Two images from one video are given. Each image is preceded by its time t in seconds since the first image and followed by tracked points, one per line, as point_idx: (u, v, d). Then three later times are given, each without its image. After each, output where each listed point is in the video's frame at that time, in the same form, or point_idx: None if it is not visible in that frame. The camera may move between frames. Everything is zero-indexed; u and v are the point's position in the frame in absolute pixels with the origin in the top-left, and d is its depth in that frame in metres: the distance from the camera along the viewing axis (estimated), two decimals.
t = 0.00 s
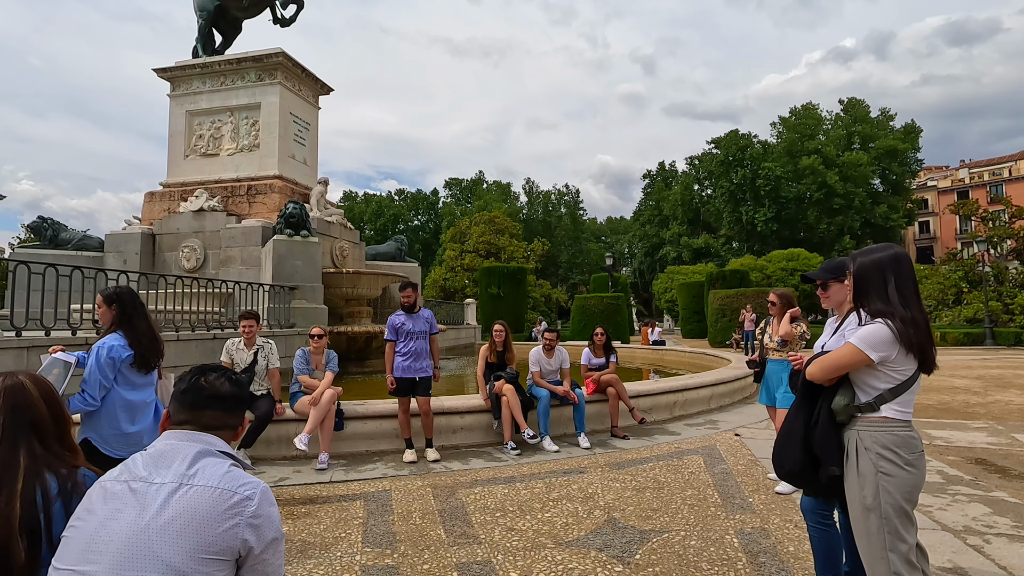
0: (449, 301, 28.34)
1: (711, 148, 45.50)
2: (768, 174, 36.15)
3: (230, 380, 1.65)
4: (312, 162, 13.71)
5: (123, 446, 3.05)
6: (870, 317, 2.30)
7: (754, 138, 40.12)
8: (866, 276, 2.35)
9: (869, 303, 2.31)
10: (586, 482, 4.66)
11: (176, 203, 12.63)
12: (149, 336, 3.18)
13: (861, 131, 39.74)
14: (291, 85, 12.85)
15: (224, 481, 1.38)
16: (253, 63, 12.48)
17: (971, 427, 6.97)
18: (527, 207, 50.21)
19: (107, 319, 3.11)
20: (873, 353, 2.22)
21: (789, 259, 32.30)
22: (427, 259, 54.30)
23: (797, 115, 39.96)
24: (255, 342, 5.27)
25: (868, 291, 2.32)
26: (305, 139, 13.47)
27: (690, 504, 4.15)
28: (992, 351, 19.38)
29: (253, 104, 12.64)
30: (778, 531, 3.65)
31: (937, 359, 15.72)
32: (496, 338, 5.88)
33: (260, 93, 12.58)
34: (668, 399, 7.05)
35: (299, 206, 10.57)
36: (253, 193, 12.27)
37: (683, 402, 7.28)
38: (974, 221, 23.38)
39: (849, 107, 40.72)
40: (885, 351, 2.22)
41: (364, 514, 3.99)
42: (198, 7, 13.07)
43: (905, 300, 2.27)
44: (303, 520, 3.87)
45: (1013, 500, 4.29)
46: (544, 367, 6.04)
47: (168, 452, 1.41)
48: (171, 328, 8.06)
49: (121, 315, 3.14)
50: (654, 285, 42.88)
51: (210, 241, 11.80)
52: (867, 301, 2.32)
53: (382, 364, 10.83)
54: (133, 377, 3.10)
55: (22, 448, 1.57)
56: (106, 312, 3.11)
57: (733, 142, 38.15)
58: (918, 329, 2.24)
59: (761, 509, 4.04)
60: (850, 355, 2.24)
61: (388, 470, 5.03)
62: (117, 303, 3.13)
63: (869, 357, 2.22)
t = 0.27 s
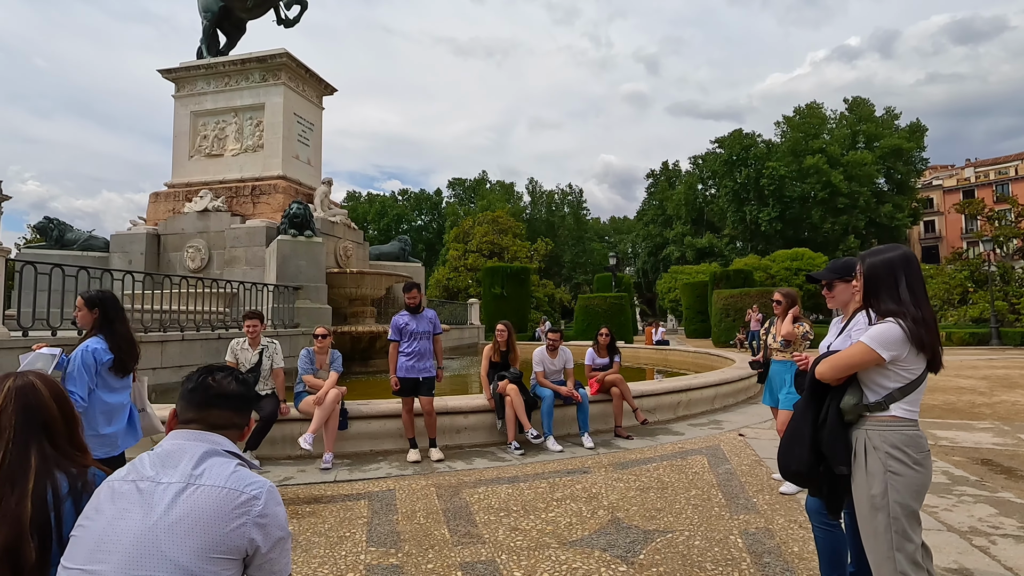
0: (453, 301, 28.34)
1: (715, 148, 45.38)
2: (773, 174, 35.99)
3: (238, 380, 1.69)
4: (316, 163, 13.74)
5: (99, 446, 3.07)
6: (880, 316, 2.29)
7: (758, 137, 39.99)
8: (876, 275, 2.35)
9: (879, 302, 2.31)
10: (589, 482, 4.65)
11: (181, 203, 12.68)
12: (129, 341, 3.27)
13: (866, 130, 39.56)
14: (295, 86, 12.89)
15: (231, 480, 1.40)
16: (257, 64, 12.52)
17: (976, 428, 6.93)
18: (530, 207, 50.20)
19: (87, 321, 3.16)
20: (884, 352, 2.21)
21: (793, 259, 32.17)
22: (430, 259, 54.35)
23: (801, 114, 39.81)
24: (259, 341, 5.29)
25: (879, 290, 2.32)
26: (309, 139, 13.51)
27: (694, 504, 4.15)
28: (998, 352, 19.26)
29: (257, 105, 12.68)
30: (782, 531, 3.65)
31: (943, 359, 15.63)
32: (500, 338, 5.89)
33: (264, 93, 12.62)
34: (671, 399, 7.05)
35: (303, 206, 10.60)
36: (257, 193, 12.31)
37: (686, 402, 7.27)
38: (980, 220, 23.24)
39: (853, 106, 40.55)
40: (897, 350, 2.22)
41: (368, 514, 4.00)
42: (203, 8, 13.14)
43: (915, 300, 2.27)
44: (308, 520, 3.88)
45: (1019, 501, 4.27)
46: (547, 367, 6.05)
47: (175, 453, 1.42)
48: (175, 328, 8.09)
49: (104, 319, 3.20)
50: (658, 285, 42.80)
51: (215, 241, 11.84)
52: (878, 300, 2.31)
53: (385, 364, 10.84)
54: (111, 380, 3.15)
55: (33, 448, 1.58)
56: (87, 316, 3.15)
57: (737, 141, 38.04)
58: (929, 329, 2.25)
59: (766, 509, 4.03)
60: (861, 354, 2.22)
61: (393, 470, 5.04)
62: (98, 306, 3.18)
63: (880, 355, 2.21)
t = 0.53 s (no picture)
0: (456, 301, 28.36)
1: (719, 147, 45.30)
2: (777, 173, 35.84)
3: (223, 373, 1.64)
4: (319, 163, 13.77)
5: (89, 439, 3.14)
6: (888, 317, 2.29)
7: (762, 137, 39.89)
8: (885, 275, 2.34)
9: (887, 302, 2.30)
10: (593, 482, 4.65)
11: (185, 203, 12.72)
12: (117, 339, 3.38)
13: (870, 129, 39.42)
14: (299, 86, 12.92)
15: (224, 488, 1.38)
16: (260, 64, 12.55)
17: (982, 428, 6.91)
18: (533, 207, 50.21)
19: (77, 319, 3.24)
20: (894, 352, 2.20)
21: (797, 258, 32.09)
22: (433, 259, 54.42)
23: (805, 114, 39.70)
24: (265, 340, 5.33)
25: (888, 290, 2.31)
26: (312, 139, 13.54)
27: (698, 505, 4.14)
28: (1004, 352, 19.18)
29: (261, 105, 12.71)
30: (787, 531, 3.64)
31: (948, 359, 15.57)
32: (503, 338, 5.89)
33: (267, 94, 12.66)
34: (675, 399, 7.04)
35: (307, 207, 10.63)
36: (261, 194, 12.35)
37: (690, 402, 7.26)
38: (985, 220, 23.12)
39: (858, 105, 40.42)
40: (906, 350, 2.21)
41: (372, 513, 4.01)
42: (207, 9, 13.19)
43: (925, 301, 2.27)
44: (312, 519, 3.90)
45: None
46: (551, 367, 6.05)
47: (162, 457, 1.40)
48: (180, 328, 8.12)
49: (94, 316, 3.32)
50: (661, 284, 42.75)
51: (219, 241, 11.88)
52: (887, 301, 2.31)
53: (389, 363, 10.86)
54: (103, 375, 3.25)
55: (43, 449, 1.59)
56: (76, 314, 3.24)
57: (740, 141, 37.93)
58: (937, 329, 2.26)
59: (770, 510, 4.02)
60: (870, 353, 2.21)
61: (397, 469, 5.05)
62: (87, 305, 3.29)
63: (890, 356, 2.20)
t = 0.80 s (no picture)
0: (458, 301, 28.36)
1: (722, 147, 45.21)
2: (780, 173, 35.70)
3: (201, 368, 1.58)
4: (322, 163, 13.79)
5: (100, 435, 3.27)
6: (891, 315, 2.28)
7: (765, 136, 39.78)
8: (888, 275, 2.34)
9: (894, 300, 2.29)
10: (596, 482, 4.65)
11: (189, 203, 12.76)
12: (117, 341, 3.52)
13: (874, 129, 39.30)
14: (302, 87, 12.95)
15: (210, 496, 1.34)
16: (264, 65, 12.57)
17: (986, 428, 6.89)
18: (535, 207, 50.22)
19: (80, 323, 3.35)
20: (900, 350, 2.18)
21: (801, 258, 31.98)
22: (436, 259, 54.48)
23: (808, 113, 39.59)
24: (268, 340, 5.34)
25: (890, 291, 2.31)
26: (315, 140, 13.56)
27: (701, 504, 4.14)
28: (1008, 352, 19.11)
29: (265, 106, 12.75)
30: (790, 531, 3.63)
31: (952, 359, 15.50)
32: (506, 338, 5.89)
33: (271, 95, 12.69)
34: (678, 399, 7.03)
35: (310, 206, 10.66)
36: (264, 194, 12.37)
37: (693, 402, 7.25)
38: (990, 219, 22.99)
39: (861, 105, 40.27)
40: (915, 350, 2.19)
41: (376, 512, 4.02)
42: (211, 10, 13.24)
43: (928, 300, 2.26)
44: (316, 518, 3.91)
45: None
46: (553, 367, 6.05)
47: (143, 464, 1.37)
48: (183, 328, 8.15)
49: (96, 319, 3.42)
50: (664, 284, 42.67)
51: (222, 241, 11.92)
52: (891, 300, 2.30)
53: (392, 363, 10.87)
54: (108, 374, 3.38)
55: (49, 448, 1.60)
56: (78, 318, 3.33)
57: (743, 140, 37.84)
58: (942, 328, 2.23)
59: (773, 510, 4.01)
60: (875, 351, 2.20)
61: (400, 469, 5.06)
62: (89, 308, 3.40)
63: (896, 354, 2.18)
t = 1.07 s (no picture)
0: (461, 301, 28.36)
1: (725, 147, 45.14)
2: (783, 172, 35.62)
3: (183, 368, 1.56)
4: (325, 163, 13.81)
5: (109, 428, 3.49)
6: (897, 315, 2.28)
7: (768, 136, 39.71)
8: (894, 275, 2.33)
9: (899, 301, 2.28)
10: (598, 482, 4.66)
11: (192, 204, 12.79)
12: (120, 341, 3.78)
13: (877, 128, 39.22)
14: (304, 87, 12.97)
15: (199, 502, 1.34)
16: (266, 65, 12.60)
17: (990, 429, 6.86)
18: (538, 207, 50.23)
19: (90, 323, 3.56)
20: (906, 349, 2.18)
21: (803, 258, 31.92)
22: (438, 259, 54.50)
23: (811, 113, 39.52)
24: (269, 341, 5.35)
25: (896, 290, 2.31)
26: (318, 140, 13.58)
27: (703, 505, 4.14)
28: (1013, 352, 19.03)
29: (267, 107, 12.77)
30: (792, 532, 3.62)
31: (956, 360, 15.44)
32: (508, 338, 5.90)
33: (273, 95, 12.71)
34: (681, 399, 7.02)
35: (313, 207, 10.68)
36: (267, 194, 12.39)
37: (696, 402, 7.24)
38: (994, 219, 22.92)
39: (865, 104, 40.18)
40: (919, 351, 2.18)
41: (378, 512, 4.03)
42: (213, 10, 13.27)
43: (933, 300, 2.26)
44: (318, 518, 3.92)
45: None
46: (556, 367, 6.05)
47: (128, 471, 1.36)
48: (186, 328, 8.17)
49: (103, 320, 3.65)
50: (666, 284, 42.62)
51: (225, 241, 11.94)
52: (896, 300, 2.29)
53: (394, 363, 10.88)
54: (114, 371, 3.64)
55: (56, 448, 1.62)
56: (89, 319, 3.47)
57: (746, 140, 37.76)
58: (947, 328, 2.23)
59: (775, 510, 4.01)
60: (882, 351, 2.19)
61: (402, 469, 5.07)
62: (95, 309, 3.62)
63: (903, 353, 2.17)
